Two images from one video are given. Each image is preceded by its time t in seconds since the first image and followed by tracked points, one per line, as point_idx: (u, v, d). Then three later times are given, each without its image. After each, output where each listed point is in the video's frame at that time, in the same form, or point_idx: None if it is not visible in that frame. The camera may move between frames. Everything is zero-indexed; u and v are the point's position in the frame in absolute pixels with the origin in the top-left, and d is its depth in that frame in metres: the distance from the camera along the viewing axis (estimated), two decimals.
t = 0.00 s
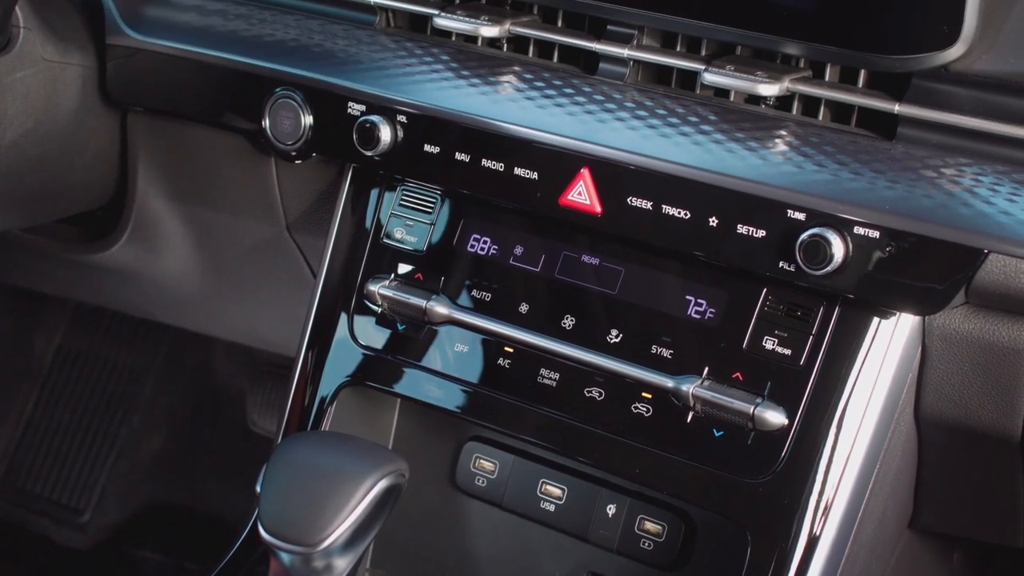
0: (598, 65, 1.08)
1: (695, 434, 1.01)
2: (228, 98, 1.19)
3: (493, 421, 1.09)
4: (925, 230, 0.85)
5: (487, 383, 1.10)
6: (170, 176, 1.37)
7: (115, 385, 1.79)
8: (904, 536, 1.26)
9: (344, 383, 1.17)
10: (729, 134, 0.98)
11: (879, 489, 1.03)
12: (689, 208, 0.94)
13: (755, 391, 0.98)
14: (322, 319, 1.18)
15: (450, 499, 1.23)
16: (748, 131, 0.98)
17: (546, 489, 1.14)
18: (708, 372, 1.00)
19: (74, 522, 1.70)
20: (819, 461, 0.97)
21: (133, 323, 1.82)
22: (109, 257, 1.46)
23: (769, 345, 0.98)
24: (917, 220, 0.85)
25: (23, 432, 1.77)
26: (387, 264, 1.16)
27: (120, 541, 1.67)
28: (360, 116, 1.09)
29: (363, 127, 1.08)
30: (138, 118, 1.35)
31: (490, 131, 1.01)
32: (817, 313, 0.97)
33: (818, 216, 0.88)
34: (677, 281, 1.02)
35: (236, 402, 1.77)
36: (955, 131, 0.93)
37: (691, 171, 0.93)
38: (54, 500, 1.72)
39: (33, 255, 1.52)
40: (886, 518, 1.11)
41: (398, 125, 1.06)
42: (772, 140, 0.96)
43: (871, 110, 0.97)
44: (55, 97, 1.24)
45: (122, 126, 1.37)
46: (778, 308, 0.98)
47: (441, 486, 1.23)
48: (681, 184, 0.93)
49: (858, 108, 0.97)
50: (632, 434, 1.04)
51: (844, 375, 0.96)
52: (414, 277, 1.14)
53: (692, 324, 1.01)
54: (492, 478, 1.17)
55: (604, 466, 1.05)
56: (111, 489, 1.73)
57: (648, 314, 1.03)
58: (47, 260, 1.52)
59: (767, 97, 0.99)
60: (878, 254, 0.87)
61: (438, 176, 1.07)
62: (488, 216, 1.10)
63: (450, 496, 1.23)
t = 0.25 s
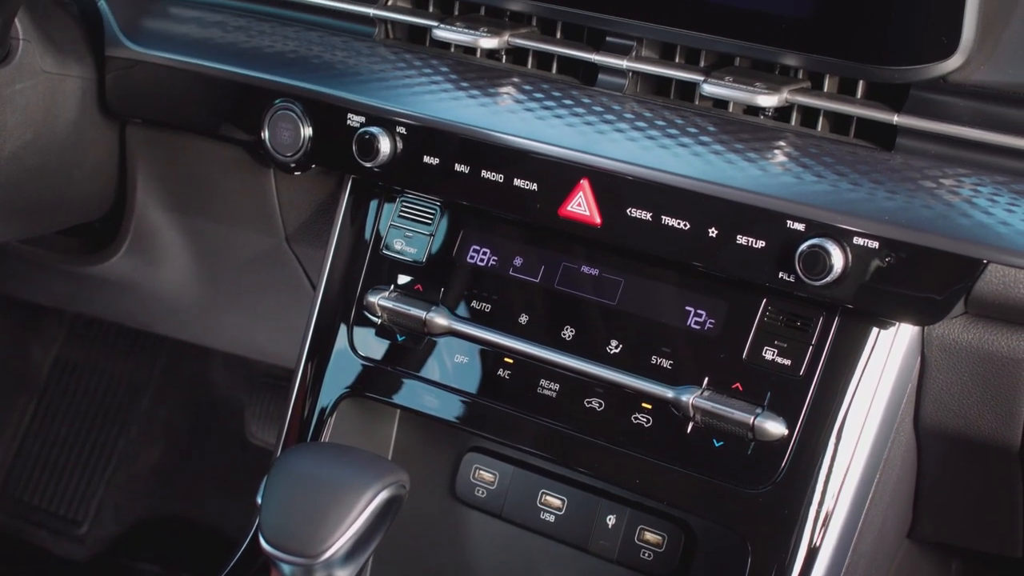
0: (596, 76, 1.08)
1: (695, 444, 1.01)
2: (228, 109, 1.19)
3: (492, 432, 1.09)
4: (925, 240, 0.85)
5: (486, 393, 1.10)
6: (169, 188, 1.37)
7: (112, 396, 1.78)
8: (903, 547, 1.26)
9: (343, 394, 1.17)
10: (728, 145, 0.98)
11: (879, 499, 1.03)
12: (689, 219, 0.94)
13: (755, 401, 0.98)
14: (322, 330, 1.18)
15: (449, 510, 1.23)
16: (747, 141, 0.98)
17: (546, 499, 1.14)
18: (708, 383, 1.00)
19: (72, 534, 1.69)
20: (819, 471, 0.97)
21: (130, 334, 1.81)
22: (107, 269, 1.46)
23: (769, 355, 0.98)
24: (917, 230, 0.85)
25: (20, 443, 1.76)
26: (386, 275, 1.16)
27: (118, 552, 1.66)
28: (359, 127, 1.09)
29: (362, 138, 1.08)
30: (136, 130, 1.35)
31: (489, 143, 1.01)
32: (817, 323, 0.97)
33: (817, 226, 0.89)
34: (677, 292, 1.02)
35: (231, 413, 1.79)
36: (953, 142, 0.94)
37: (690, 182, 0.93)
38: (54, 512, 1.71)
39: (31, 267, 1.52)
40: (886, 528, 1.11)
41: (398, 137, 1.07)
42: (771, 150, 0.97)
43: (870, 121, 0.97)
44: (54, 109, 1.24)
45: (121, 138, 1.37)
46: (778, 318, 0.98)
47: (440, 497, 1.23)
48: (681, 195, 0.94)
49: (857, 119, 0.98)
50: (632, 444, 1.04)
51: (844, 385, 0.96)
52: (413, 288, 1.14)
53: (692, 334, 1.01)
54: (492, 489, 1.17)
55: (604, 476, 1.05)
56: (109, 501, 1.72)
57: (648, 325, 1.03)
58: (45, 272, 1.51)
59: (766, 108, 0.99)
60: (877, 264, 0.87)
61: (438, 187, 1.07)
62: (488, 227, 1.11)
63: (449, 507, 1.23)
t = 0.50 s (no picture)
0: (596, 89, 1.09)
1: (695, 456, 1.01)
2: (227, 122, 1.19)
3: (492, 444, 1.09)
4: (924, 251, 0.85)
5: (486, 405, 1.10)
6: (168, 200, 1.37)
7: (110, 409, 1.78)
8: (904, 558, 1.26)
9: (342, 407, 1.17)
10: (727, 157, 0.98)
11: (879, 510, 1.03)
12: (688, 231, 0.94)
13: (755, 412, 0.98)
14: (321, 342, 1.18)
15: (449, 522, 1.22)
16: (746, 153, 0.99)
17: (545, 511, 1.14)
18: (708, 394, 1.00)
19: (69, 548, 1.69)
20: (818, 482, 0.97)
21: (128, 346, 1.81)
22: (105, 282, 1.45)
23: (768, 366, 0.99)
24: (916, 242, 0.85)
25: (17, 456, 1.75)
26: (386, 287, 1.16)
27: (115, 565, 1.66)
28: (358, 140, 1.09)
29: (361, 151, 1.08)
30: (135, 143, 1.35)
31: (489, 155, 1.02)
32: (816, 334, 0.97)
33: (817, 238, 0.89)
34: (676, 303, 1.02)
35: (229, 425, 1.77)
36: (952, 153, 0.94)
37: (690, 194, 0.93)
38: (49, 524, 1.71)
39: (29, 280, 1.52)
40: (886, 540, 1.11)
41: (397, 149, 1.07)
42: (770, 162, 0.97)
43: (868, 134, 0.98)
44: (53, 122, 1.24)
45: (120, 151, 1.37)
46: (777, 329, 0.98)
47: (440, 509, 1.23)
48: (680, 207, 0.94)
49: (855, 131, 0.98)
50: (632, 456, 1.04)
51: (843, 395, 0.96)
52: (413, 300, 1.14)
53: (691, 345, 1.01)
54: (491, 501, 1.17)
55: (605, 488, 1.05)
56: (107, 514, 1.72)
57: (647, 337, 1.03)
58: (43, 285, 1.51)
59: (764, 120, 0.99)
60: (877, 276, 0.87)
61: (437, 200, 1.07)
62: (487, 239, 1.11)
63: (449, 520, 1.22)
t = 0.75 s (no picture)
0: (595, 101, 1.09)
1: (695, 468, 1.01)
2: (226, 136, 1.19)
3: (492, 456, 1.09)
4: (923, 263, 0.85)
5: (486, 417, 1.10)
6: (167, 213, 1.37)
7: (107, 422, 1.78)
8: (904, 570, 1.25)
9: (342, 420, 1.16)
10: (726, 169, 0.98)
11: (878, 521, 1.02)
12: (687, 243, 0.94)
13: (755, 424, 0.98)
14: (320, 355, 1.18)
15: (449, 535, 1.22)
16: (745, 166, 0.99)
17: (545, 524, 1.14)
18: (707, 407, 1.00)
19: (65, 561, 1.70)
20: (818, 494, 0.97)
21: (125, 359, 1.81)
22: (103, 295, 1.45)
23: (768, 379, 0.99)
24: (915, 254, 0.86)
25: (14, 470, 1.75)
26: (385, 300, 1.16)
27: None
28: (358, 153, 1.09)
29: (361, 164, 1.08)
30: (134, 157, 1.35)
31: (488, 168, 1.02)
32: (815, 346, 0.97)
33: (816, 250, 0.89)
34: (676, 316, 1.02)
35: (228, 438, 1.74)
36: (950, 165, 0.94)
37: (689, 207, 0.93)
38: (43, 537, 1.71)
39: (27, 293, 1.52)
40: (886, 552, 1.11)
41: (397, 162, 1.07)
42: (769, 175, 0.97)
43: (866, 146, 0.98)
44: (52, 136, 1.25)
45: (119, 165, 1.37)
46: (777, 342, 0.98)
47: (440, 522, 1.23)
48: (680, 219, 0.94)
49: (853, 143, 0.98)
50: (632, 468, 1.03)
51: (843, 407, 0.96)
52: (412, 313, 1.14)
53: (691, 358, 1.01)
54: (491, 514, 1.17)
55: (605, 500, 1.05)
56: (104, 528, 1.72)
57: (647, 349, 1.03)
58: (41, 299, 1.51)
59: (763, 133, 1.00)
60: (876, 288, 0.87)
61: (437, 213, 1.07)
62: (486, 252, 1.11)
63: (449, 533, 1.22)
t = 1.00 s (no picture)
0: (594, 113, 1.10)
1: (696, 479, 1.01)
2: (225, 148, 1.19)
3: (492, 468, 1.09)
4: (922, 274, 0.85)
5: (485, 429, 1.10)
6: (165, 226, 1.37)
7: (105, 434, 1.77)
8: None
9: (341, 431, 1.16)
10: (725, 180, 0.99)
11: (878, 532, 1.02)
12: (687, 255, 0.94)
13: (755, 435, 0.98)
14: (320, 367, 1.18)
15: (449, 546, 1.22)
16: (744, 177, 0.99)
17: (545, 535, 1.13)
18: (707, 418, 1.00)
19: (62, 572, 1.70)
20: (818, 504, 0.97)
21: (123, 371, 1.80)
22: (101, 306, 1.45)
23: (768, 389, 0.99)
24: (914, 264, 0.86)
25: (11, 482, 1.74)
26: (385, 312, 1.16)
27: None
28: (357, 165, 1.09)
29: (360, 176, 1.08)
30: (133, 169, 1.35)
31: (487, 180, 1.02)
32: (814, 357, 0.97)
33: (815, 261, 0.89)
34: (675, 327, 1.02)
35: (225, 452, 1.75)
36: (949, 176, 0.94)
37: (688, 218, 0.94)
38: (37, 548, 1.71)
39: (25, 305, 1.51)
40: (886, 563, 1.11)
41: (396, 174, 1.07)
42: (768, 186, 0.97)
43: (865, 157, 0.98)
44: (51, 148, 1.25)
45: (118, 178, 1.37)
46: (776, 352, 0.98)
47: (440, 533, 1.22)
48: (679, 231, 0.94)
49: (852, 154, 0.99)
50: (633, 479, 1.03)
51: (842, 417, 0.96)
52: (412, 325, 1.14)
53: (690, 368, 1.01)
54: (491, 524, 1.17)
55: (605, 511, 1.05)
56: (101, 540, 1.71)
57: (647, 360, 1.03)
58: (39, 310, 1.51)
59: (762, 144, 1.00)
60: (876, 299, 0.88)
61: (436, 225, 1.07)
62: (486, 264, 1.11)
63: (449, 544, 1.22)
